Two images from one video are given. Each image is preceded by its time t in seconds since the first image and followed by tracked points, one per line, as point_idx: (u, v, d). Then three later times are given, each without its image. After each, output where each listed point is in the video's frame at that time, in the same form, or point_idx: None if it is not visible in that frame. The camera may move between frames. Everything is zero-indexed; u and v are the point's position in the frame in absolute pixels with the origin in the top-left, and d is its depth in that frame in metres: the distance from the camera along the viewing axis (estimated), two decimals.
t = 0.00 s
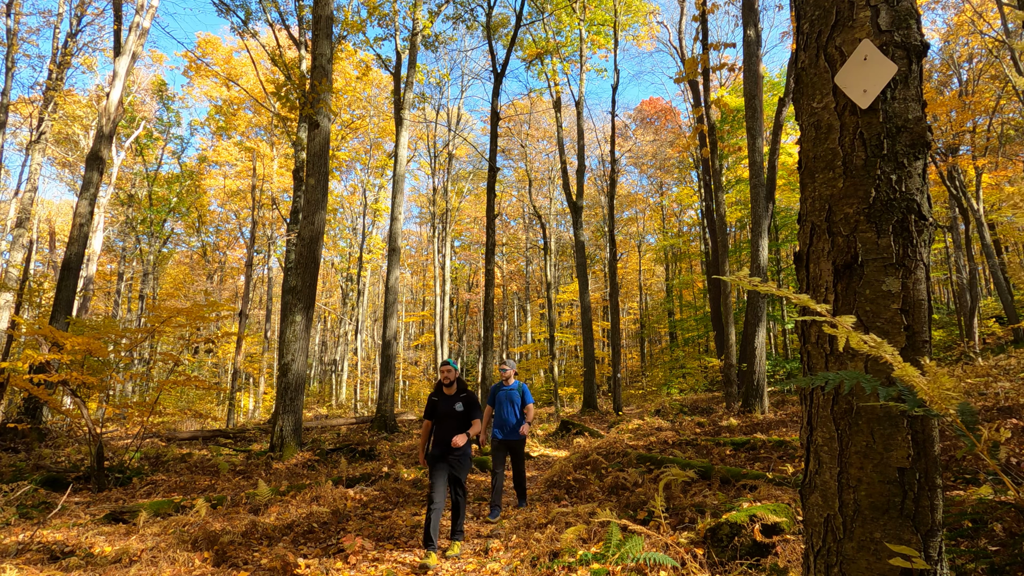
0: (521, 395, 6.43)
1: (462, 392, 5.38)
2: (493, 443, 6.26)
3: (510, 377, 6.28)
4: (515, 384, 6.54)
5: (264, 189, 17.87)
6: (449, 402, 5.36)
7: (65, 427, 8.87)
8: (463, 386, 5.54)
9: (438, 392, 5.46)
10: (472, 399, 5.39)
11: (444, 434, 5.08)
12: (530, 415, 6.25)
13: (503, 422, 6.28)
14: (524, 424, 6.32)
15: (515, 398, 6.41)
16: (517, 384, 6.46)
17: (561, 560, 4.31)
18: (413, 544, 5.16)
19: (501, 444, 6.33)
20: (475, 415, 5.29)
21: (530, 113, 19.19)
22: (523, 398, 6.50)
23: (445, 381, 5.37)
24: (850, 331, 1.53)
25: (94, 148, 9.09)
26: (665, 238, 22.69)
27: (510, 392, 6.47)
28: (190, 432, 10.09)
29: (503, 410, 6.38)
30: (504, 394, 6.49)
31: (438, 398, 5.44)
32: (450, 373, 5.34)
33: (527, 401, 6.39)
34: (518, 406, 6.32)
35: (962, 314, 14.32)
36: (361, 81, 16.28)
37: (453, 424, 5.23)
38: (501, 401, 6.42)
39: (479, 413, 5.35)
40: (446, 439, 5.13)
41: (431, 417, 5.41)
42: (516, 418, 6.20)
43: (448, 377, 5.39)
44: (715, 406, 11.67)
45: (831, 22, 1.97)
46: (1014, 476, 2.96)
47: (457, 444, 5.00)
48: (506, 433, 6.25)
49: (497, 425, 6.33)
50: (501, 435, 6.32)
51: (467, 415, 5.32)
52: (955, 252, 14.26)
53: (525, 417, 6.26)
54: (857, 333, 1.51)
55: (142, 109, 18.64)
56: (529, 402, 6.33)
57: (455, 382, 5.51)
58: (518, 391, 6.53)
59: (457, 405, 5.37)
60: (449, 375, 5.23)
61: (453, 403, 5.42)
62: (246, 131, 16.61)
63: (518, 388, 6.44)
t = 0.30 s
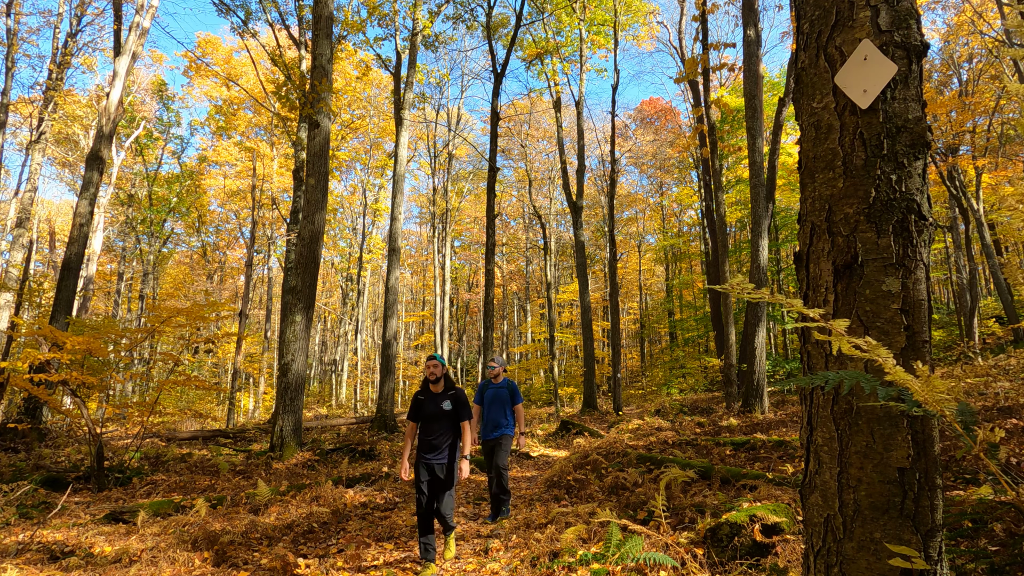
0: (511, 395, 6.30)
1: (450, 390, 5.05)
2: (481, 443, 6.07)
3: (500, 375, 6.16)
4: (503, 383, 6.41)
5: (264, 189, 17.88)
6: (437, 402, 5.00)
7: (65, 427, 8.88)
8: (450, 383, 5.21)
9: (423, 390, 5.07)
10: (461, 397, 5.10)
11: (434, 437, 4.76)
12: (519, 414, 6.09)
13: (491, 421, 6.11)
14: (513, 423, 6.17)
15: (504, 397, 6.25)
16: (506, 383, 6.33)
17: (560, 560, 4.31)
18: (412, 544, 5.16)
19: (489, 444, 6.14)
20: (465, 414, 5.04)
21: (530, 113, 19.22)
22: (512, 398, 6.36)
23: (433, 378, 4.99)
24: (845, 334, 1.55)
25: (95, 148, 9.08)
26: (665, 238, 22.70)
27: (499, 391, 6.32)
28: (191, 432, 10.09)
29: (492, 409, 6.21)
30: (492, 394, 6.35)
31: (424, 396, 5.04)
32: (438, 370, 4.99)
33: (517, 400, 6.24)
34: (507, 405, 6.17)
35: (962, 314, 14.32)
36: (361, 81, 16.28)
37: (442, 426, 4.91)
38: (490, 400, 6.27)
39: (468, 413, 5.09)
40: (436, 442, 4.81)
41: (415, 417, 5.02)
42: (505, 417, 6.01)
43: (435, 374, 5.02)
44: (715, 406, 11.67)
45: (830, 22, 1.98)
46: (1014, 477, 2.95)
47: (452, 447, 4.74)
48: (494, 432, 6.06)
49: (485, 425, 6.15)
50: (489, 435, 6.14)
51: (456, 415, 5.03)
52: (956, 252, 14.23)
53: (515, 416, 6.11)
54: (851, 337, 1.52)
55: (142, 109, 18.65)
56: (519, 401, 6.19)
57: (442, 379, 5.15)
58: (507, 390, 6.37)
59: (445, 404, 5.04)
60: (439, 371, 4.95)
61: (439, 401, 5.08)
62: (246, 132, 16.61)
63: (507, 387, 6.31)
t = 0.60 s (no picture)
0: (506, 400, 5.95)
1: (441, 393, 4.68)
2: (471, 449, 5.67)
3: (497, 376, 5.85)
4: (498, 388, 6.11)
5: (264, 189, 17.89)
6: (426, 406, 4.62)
7: (65, 427, 8.87)
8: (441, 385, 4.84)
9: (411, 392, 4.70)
10: (453, 400, 4.74)
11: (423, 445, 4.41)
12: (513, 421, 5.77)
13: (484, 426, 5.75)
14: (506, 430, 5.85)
15: (499, 402, 5.92)
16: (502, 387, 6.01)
17: (561, 560, 4.31)
18: (412, 544, 5.16)
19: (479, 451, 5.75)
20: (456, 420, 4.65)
21: (530, 113, 19.23)
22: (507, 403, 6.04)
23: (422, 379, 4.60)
24: (847, 334, 1.54)
25: (94, 148, 9.08)
26: (665, 238, 22.67)
27: (493, 395, 5.99)
28: (190, 432, 10.09)
29: (485, 413, 5.85)
30: (486, 397, 6.00)
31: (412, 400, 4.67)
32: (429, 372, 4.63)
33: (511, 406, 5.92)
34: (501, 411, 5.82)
35: (962, 314, 14.32)
36: (361, 81, 16.27)
37: (432, 433, 4.55)
38: (483, 404, 5.91)
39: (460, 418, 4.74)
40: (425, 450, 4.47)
41: (401, 420, 4.65)
42: (498, 423, 5.69)
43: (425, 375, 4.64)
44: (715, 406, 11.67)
45: (830, 22, 1.98)
46: (1014, 476, 2.95)
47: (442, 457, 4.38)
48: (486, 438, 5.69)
49: (477, 430, 5.78)
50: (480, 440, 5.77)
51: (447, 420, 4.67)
52: (956, 252, 14.20)
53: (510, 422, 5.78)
54: (853, 338, 1.52)
55: (142, 109, 18.65)
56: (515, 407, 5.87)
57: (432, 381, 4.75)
58: (502, 395, 6.04)
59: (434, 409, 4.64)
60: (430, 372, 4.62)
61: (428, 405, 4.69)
62: (246, 131, 16.61)
63: (503, 391, 5.99)
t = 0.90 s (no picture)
0: (497, 395, 5.77)
1: (432, 388, 4.23)
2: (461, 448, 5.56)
3: (488, 371, 5.68)
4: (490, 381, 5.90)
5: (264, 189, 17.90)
6: (415, 401, 4.18)
7: (65, 427, 8.87)
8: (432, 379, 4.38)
9: (400, 384, 4.28)
10: (445, 395, 4.29)
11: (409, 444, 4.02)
12: (504, 417, 5.60)
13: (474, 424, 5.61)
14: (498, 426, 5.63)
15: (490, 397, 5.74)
16: (493, 381, 5.83)
17: (561, 560, 4.30)
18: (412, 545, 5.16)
19: (469, 449, 5.65)
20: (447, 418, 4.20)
21: (530, 113, 19.24)
22: (498, 398, 5.87)
23: (411, 371, 4.16)
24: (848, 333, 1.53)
25: (95, 148, 9.08)
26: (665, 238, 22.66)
27: (484, 390, 5.83)
28: (190, 432, 10.09)
29: (475, 410, 5.70)
30: (477, 393, 5.84)
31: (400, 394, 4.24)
32: (420, 363, 4.18)
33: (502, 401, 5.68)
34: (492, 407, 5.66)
35: (962, 314, 14.31)
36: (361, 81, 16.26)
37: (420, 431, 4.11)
38: (474, 400, 5.77)
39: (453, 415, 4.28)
40: (411, 450, 4.04)
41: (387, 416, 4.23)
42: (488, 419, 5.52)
43: (414, 366, 4.19)
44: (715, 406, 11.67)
45: (830, 22, 1.98)
46: (1015, 477, 2.94)
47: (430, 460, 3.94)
48: (475, 436, 5.56)
49: (467, 427, 5.66)
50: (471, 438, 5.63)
51: (438, 417, 4.22)
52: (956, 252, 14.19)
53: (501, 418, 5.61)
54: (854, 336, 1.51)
55: (142, 109, 18.64)
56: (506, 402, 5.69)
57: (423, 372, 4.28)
58: (493, 389, 5.83)
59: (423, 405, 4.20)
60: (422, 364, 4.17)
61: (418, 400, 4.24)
62: (246, 131, 16.62)
63: (494, 386, 5.81)
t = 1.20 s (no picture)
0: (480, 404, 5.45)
1: (410, 394, 3.84)
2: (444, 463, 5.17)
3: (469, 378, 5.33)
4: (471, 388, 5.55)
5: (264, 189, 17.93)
6: (392, 408, 3.78)
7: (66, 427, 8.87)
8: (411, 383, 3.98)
9: (374, 392, 3.89)
10: (426, 402, 3.88)
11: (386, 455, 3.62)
12: (489, 427, 5.31)
13: (458, 436, 5.24)
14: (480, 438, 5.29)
15: (471, 405, 5.40)
16: (475, 389, 5.49)
17: (561, 560, 4.30)
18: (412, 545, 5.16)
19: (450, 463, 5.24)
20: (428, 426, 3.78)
21: (530, 114, 19.26)
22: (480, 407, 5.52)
23: (386, 375, 3.78)
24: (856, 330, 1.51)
25: (95, 148, 9.09)
26: (665, 238, 22.67)
27: (466, 398, 5.46)
28: (190, 432, 10.09)
29: (457, 421, 5.32)
30: (458, 402, 5.46)
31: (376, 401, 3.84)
32: (396, 367, 3.81)
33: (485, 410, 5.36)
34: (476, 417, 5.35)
35: (962, 314, 14.31)
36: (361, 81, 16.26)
37: (399, 441, 3.71)
38: (455, 410, 5.38)
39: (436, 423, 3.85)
40: (387, 464, 3.61)
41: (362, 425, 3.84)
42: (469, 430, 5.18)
43: (390, 371, 3.82)
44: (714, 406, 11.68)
45: (831, 22, 1.97)
46: (1015, 477, 2.95)
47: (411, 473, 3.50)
48: (459, 450, 5.20)
49: (449, 439, 5.26)
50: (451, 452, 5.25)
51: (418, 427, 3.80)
52: (956, 252, 14.16)
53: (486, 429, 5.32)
54: (861, 334, 1.50)
55: (142, 109, 18.65)
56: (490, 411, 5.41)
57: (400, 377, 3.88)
58: (474, 397, 5.48)
59: (402, 413, 3.80)
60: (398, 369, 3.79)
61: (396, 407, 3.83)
62: (246, 131, 16.63)
63: (477, 394, 5.48)
